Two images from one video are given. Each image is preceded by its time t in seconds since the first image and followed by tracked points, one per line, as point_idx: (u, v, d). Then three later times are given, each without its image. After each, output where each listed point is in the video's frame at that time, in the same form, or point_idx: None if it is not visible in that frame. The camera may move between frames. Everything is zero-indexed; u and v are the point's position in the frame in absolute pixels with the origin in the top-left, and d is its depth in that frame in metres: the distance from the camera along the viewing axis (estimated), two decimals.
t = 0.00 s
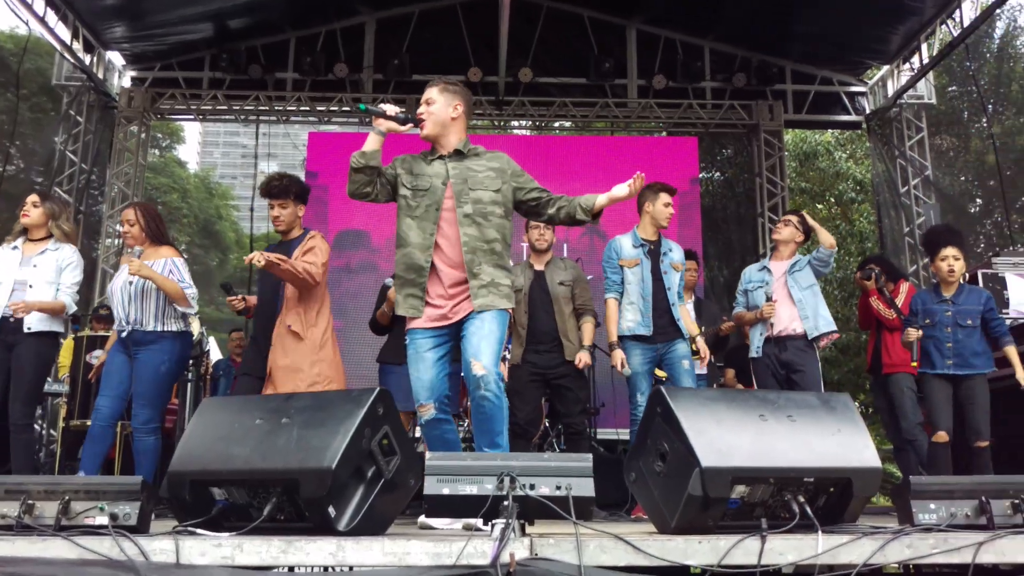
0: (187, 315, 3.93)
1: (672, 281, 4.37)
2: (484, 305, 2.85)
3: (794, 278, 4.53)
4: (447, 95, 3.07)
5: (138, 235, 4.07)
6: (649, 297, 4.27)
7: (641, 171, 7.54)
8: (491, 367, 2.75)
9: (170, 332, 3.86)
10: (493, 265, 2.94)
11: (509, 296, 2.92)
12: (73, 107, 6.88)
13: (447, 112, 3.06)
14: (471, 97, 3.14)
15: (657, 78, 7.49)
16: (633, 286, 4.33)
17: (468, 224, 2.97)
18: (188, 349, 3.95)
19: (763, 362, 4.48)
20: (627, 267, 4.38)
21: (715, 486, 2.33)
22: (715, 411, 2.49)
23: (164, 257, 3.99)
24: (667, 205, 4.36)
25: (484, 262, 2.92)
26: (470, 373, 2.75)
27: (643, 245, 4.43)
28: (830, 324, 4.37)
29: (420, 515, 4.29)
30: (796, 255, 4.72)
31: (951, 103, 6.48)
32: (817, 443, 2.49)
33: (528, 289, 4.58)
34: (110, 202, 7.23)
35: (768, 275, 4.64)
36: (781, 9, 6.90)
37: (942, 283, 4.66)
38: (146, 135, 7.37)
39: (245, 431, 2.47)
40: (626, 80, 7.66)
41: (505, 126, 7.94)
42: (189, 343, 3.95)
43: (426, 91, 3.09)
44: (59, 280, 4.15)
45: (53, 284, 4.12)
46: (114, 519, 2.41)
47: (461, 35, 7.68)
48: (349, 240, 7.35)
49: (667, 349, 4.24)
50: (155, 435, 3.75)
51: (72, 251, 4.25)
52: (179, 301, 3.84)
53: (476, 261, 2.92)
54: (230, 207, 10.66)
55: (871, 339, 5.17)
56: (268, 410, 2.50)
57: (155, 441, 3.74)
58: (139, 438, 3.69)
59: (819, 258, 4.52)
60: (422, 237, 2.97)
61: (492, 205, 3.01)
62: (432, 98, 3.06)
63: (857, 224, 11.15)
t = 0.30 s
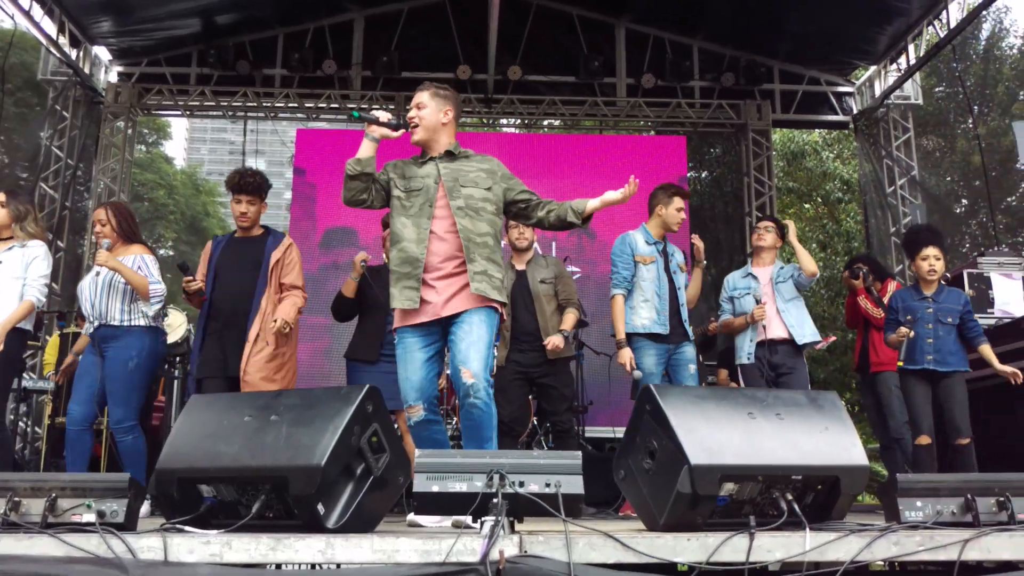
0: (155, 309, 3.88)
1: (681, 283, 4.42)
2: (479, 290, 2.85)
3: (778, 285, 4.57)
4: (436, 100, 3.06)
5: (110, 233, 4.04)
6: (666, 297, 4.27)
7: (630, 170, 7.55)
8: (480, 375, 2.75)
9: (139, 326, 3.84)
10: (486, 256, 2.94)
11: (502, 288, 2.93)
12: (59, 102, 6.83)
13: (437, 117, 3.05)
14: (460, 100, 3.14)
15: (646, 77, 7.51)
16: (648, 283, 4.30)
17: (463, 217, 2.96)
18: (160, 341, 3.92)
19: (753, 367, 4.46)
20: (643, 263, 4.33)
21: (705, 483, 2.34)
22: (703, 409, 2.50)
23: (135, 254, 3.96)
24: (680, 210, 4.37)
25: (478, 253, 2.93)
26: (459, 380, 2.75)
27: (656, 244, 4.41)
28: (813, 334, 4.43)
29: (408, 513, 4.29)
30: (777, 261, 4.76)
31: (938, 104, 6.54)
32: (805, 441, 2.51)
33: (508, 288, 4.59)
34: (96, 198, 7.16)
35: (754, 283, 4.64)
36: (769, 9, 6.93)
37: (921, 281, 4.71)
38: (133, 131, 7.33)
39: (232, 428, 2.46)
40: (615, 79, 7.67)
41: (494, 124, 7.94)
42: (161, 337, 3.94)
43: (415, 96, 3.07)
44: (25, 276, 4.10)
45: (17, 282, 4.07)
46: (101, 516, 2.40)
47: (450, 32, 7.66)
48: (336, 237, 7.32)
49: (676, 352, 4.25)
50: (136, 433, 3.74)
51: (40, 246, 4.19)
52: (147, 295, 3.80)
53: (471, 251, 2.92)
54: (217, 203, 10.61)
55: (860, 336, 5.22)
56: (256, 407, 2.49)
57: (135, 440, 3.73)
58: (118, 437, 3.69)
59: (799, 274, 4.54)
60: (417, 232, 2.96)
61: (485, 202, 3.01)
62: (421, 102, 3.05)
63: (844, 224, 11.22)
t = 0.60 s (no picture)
0: (153, 304, 3.91)
1: (690, 270, 4.36)
2: (471, 298, 2.84)
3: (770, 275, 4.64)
4: (428, 89, 3.05)
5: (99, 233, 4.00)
6: (670, 288, 4.26)
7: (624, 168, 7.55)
8: (474, 365, 2.75)
9: (134, 322, 3.83)
10: (481, 255, 2.93)
11: (499, 287, 2.91)
12: (50, 98, 6.79)
13: (429, 107, 3.04)
14: (454, 92, 3.12)
15: (638, 76, 7.52)
16: (652, 276, 4.32)
17: (456, 215, 2.95)
18: (156, 341, 3.91)
19: (748, 361, 4.46)
20: (649, 255, 4.36)
21: (698, 481, 2.34)
22: (697, 407, 2.50)
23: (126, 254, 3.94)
24: (688, 198, 4.32)
25: (472, 254, 2.92)
26: (454, 371, 2.74)
27: (663, 236, 4.42)
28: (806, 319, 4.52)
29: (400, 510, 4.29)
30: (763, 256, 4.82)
31: (930, 104, 6.57)
32: (799, 439, 2.51)
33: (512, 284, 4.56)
34: (87, 194, 7.14)
35: (745, 277, 4.66)
36: (762, 9, 6.95)
37: (912, 274, 4.70)
38: (124, 127, 7.29)
39: (225, 425, 2.45)
40: (608, 78, 7.68)
41: (487, 122, 7.94)
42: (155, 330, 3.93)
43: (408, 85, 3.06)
44: (12, 271, 4.08)
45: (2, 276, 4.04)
46: (93, 514, 2.39)
47: (443, 29, 7.63)
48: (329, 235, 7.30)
49: (679, 345, 4.23)
50: (134, 430, 3.76)
51: (25, 242, 4.16)
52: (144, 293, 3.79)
53: (463, 252, 2.92)
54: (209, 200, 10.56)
55: (854, 334, 5.26)
56: (249, 405, 2.48)
57: (133, 436, 3.76)
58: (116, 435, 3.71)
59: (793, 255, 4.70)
60: (406, 232, 2.95)
61: (479, 195, 3.00)
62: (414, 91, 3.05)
63: (835, 223, 11.25)
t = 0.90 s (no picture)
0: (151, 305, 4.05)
1: (686, 276, 4.38)
2: (465, 301, 2.84)
3: (765, 281, 4.68)
4: (424, 97, 3.05)
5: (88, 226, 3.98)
6: (667, 300, 4.24)
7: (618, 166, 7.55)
8: (468, 371, 2.75)
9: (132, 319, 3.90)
10: (474, 261, 2.92)
11: (491, 293, 2.91)
12: (42, 95, 6.76)
13: (426, 115, 3.05)
14: (449, 100, 3.14)
15: (633, 74, 7.52)
16: (649, 288, 4.29)
17: (450, 221, 2.95)
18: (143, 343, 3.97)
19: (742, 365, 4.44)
20: (646, 267, 4.34)
21: (692, 480, 2.34)
22: (690, 405, 2.50)
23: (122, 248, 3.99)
24: (690, 215, 4.36)
25: (465, 258, 2.91)
26: (446, 375, 2.74)
27: (660, 249, 4.40)
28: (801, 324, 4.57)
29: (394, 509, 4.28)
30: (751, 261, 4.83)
31: (924, 103, 6.57)
32: (793, 438, 2.51)
33: (511, 281, 4.57)
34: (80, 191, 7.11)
35: (738, 280, 4.65)
36: (756, 8, 6.96)
37: (903, 276, 4.72)
38: (117, 125, 7.27)
39: (218, 423, 2.44)
40: (602, 76, 7.68)
41: (481, 120, 7.92)
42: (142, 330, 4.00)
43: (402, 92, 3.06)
44: None
45: None
46: (84, 512, 2.38)
47: (438, 26, 7.61)
48: (322, 232, 7.28)
49: (682, 353, 4.25)
50: (122, 422, 3.69)
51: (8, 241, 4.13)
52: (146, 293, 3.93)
53: (457, 257, 2.91)
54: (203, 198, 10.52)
55: (849, 333, 5.28)
56: (242, 402, 2.47)
57: (122, 428, 3.68)
58: (104, 426, 3.63)
59: (787, 266, 4.80)
60: (399, 233, 2.93)
61: (473, 202, 3.00)
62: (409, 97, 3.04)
63: (830, 222, 11.28)
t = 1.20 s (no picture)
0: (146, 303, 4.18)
1: (678, 272, 4.33)
2: (461, 291, 2.85)
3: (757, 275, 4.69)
4: (420, 84, 3.05)
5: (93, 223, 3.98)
6: (652, 291, 4.26)
7: (614, 164, 7.54)
8: (462, 368, 2.74)
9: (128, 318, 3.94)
10: (466, 250, 2.93)
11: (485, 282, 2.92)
12: (37, 93, 6.74)
13: (423, 99, 3.05)
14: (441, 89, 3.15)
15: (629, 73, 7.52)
16: (636, 277, 4.31)
17: (441, 209, 2.95)
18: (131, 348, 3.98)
19: (738, 360, 4.46)
20: (634, 257, 4.35)
21: (686, 478, 2.33)
22: (685, 403, 2.50)
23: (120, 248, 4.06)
24: (685, 205, 4.34)
25: (458, 247, 2.92)
26: (440, 372, 2.73)
27: (651, 239, 4.41)
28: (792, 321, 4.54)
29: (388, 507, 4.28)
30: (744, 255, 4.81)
31: (919, 103, 6.57)
32: (788, 437, 2.52)
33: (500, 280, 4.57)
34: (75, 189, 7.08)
35: (731, 275, 4.65)
36: (753, 7, 6.95)
37: (902, 282, 4.75)
38: (113, 122, 7.24)
39: (212, 421, 2.43)
40: (599, 74, 7.67)
41: (478, 118, 7.90)
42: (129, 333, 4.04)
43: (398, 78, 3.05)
44: None
45: None
46: (77, 511, 2.37)
47: (434, 23, 7.60)
48: (318, 230, 7.28)
49: (659, 346, 4.25)
50: (116, 423, 3.70)
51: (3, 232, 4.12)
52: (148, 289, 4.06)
53: (450, 246, 2.91)
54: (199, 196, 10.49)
55: (849, 328, 5.26)
56: (236, 400, 2.46)
57: (115, 430, 3.68)
58: (98, 426, 3.63)
59: (779, 257, 4.79)
60: (395, 220, 2.94)
61: (463, 190, 3.01)
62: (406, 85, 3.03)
63: (825, 221, 11.28)
